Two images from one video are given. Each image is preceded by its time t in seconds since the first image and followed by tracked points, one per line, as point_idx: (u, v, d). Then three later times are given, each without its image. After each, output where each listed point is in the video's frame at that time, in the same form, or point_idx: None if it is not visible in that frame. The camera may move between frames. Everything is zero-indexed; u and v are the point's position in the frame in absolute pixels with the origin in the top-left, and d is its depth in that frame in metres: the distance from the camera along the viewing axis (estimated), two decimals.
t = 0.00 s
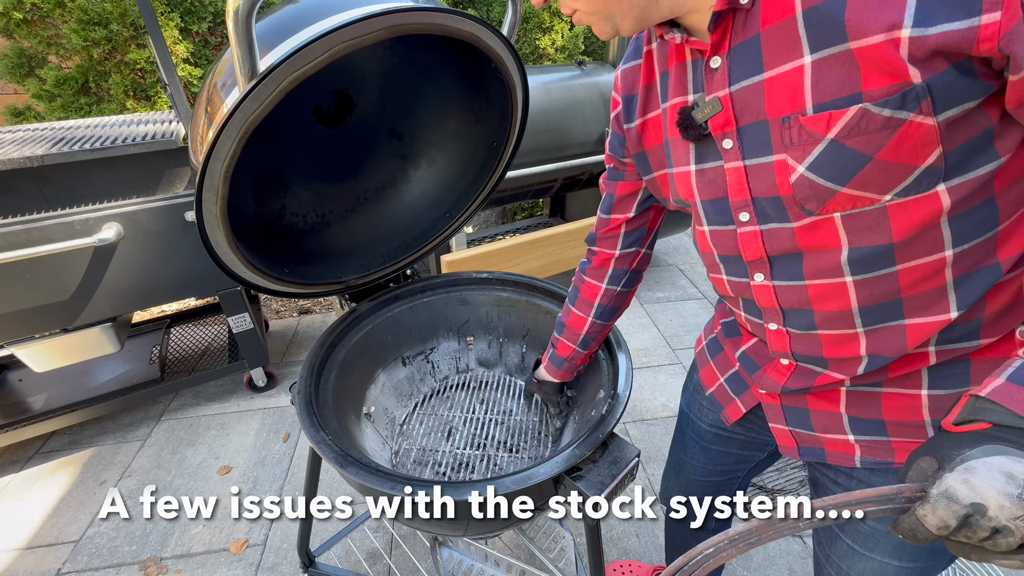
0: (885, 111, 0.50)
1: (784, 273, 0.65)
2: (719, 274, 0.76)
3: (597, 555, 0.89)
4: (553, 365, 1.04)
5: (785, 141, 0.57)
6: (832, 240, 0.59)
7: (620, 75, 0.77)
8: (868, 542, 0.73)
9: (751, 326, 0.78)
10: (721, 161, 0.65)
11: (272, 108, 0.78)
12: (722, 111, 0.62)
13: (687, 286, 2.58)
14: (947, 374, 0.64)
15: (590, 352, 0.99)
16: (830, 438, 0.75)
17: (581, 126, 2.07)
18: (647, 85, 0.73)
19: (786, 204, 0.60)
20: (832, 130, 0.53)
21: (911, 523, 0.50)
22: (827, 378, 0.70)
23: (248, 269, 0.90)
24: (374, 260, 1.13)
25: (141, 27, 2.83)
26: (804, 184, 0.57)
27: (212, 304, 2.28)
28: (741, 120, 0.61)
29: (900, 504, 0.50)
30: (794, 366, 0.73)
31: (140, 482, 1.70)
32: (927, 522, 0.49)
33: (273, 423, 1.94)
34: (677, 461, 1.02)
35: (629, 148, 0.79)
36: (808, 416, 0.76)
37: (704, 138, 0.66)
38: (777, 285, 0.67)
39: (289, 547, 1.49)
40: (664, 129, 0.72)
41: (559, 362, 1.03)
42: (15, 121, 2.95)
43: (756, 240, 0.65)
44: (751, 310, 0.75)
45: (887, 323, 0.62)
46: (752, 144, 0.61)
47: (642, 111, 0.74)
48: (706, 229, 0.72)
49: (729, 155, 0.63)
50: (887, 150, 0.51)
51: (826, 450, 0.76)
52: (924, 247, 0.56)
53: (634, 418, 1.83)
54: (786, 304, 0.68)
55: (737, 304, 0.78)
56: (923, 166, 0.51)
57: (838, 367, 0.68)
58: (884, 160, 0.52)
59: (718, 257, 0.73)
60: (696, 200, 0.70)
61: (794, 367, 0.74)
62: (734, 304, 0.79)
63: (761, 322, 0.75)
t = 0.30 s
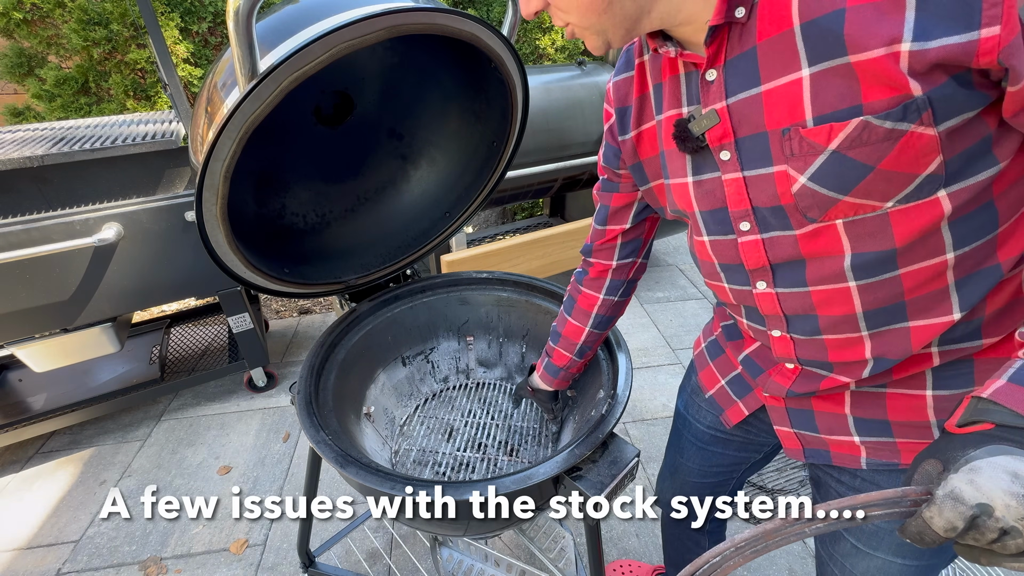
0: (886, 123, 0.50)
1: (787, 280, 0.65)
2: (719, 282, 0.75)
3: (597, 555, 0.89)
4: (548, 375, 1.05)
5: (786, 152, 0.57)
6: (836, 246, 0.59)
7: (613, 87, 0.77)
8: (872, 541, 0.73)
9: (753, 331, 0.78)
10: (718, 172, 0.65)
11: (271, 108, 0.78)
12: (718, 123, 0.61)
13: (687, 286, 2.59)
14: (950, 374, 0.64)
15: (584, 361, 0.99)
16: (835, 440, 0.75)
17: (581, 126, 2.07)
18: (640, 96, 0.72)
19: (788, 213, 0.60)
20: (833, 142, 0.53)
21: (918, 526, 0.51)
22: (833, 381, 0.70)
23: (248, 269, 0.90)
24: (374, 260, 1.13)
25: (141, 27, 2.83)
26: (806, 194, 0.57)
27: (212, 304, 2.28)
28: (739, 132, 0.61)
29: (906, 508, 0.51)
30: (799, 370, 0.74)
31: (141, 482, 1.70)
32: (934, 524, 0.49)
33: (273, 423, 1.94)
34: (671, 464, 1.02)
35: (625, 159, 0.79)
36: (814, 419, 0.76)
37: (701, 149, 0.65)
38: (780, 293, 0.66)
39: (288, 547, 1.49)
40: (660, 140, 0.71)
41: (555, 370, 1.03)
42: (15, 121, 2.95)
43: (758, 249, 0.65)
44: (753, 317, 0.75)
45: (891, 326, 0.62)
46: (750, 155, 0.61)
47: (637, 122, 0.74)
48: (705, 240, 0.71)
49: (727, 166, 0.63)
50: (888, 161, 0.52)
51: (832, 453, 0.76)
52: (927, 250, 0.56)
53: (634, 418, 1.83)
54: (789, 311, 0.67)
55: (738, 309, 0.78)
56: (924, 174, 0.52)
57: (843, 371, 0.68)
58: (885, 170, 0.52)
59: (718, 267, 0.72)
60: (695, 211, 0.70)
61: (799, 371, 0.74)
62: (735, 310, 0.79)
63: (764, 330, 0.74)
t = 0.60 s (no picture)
0: (947, 112, 0.47)
1: (811, 279, 0.63)
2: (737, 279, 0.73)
3: (597, 555, 0.89)
4: (553, 365, 1.04)
5: (829, 142, 0.55)
6: (868, 245, 0.57)
7: (635, 70, 0.74)
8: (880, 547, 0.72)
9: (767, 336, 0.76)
10: (748, 162, 0.63)
11: (272, 108, 0.78)
12: (756, 109, 0.59)
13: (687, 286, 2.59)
14: (970, 384, 0.63)
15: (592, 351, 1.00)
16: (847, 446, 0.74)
17: (581, 126, 2.07)
18: (664, 81, 0.70)
19: (823, 208, 0.58)
20: (884, 132, 0.51)
21: (953, 532, 0.44)
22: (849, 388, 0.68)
23: (248, 269, 0.90)
24: (374, 260, 1.12)
25: (141, 27, 2.83)
26: (846, 187, 0.55)
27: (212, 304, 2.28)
28: (778, 119, 0.58)
29: (938, 514, 0.44)
30: (812, 376, 0.72)
31: (140, 482, 1.70)
32: (972, 531, 0.42)
33: (273, 423, 1.94)
34: (677, 466, 1.02)
35: (643, 147, 0.77)
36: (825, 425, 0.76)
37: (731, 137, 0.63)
38: (802, 291, 0.65)
39: (289, 547, 1.49)
40: (683, 128, 0.69)
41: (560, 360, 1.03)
42: (15, 121, 2.96)
43: (784, 245, 0.63)
44: (768, 318, 0.73)
45: (915, 331, 0.60)
46: (787, 145, 0.59)
47: (659, 108, 0.71)
48: (727, 234, 0.69)
49: (760, 156, 0.61)
50: (942, 154, 0.49)
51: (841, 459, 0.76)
52: (963, 253, 0.54)
53: (634, 418, 1.83)
54: (810, 311, 0.66)
55: (751, 314, 0.76)
56: (974, 171, 0.49)
57: (859, 376, 0.67)
58: (937, 164, 0.49)
59: (738, 262, 0.70)
60: (718, 203, 0.68)
61: (812, 377, 0.72)
62: (749, 314, 0.77)
63: (779, 331, 0.73)
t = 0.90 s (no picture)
0: None
1: (891, 282, 0.55)
2: (799, 267, 0.63)
3: (597, 555, 0.89)
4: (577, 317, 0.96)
5: (985, 117, 0.44)
6: (978, 257, 0.48)
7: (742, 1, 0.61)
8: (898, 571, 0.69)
9: (806, 346, 0.68)
10: (866, 129, 0.53)
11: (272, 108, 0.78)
12: (905, 63, 0.48)
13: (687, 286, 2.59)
14: None
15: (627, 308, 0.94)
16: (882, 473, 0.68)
17: (581, 126, 2.07)
18: (778, 17, 0.57)
19: (941, 201, 0.48)
20: None
21: None
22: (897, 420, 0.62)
23: (248, 269, 0.90)
24: (374, 260, 1.13)
25: (141, 27, 2.83)
26: (987, 177, 0.45)
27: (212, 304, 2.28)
28: (926, 80, 0.47)
29: None
30: (843, 400, 0.66)
31: (140, 482, 1.70)
32: None
33: (273, 423, 1.94)
34: (704, 479, 1.00)
35: (729, 97, 0.65)
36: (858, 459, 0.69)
37: (856, 93, 0.52)
38: (875, 294, 0.56)
39: (289, 547, 1.49)
40: (785, 80, 0.58)
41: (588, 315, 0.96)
42: (16, 121, 2.97)
43: (877, 235, 0.54)
44: (816, 320, 0.65)
45: (989, 365, 0.53)
46: (927, 113, 0.48)
47: (762, 51, 0.59)
48: (808, 210, 0.59)
49: (889, 122, 0.50)
50: None
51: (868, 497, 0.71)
52: None
53: (634, 418, 1.83)
54: (874, 320, 0.57)
55: (796, 315, 0.68)
56: None
57: (901, 407, 0.60)
58: None
59: (808, 246, 0.61)
60: (814, 173, 0.57)
61: (844, 401, 0.66)
62: (793, 314, 0.68)
63: (825, 338, 0.65)
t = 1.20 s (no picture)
0: None
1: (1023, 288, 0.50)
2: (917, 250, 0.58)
3: (597, 555, 0.89)
4: (694, 289, 0.79)
5: None
6: None
7: None
8: None
9: (871, 343, 0.65)
10: None
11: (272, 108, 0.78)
12: None
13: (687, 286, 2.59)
14: None
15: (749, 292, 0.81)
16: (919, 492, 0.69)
17: (581, 126, 2.07)
18: None
19: None
20: None
21: None
22: (960, 448, 0.61)
23: (248, 269, 0.90)
24: (374, 260, 1.13)
25: (141, 27, 2.82)
26: None
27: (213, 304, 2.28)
28: None
29: None
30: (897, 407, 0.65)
31: (141, 482, 1.70)
32: None
33: (273, 423, 1.94)
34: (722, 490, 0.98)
35: (908, 32, 0.56)
36: (892, 479, 0.71)
37: None
38: (1001, 297, 0.52)
39: (288, 547, 1.49)
40: (987, 11, 0.50)
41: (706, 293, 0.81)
42: (15, 121, 2.97)
43: None
44: (902, 316, 0.60)
45: None
46: None
47: None
48: (966, 181, 0.52)
49: None
50: None
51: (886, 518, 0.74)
52: None
53: (634, 418, 1.83)
54: (982, 329, 0.54)
55: (879, 307, 0.63)
56: None
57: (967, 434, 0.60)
58: None
59: (943, 226, 0.55)
60: (996, 133, 0.50)
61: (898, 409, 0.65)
62: (874, 305, 0.64)
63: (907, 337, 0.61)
